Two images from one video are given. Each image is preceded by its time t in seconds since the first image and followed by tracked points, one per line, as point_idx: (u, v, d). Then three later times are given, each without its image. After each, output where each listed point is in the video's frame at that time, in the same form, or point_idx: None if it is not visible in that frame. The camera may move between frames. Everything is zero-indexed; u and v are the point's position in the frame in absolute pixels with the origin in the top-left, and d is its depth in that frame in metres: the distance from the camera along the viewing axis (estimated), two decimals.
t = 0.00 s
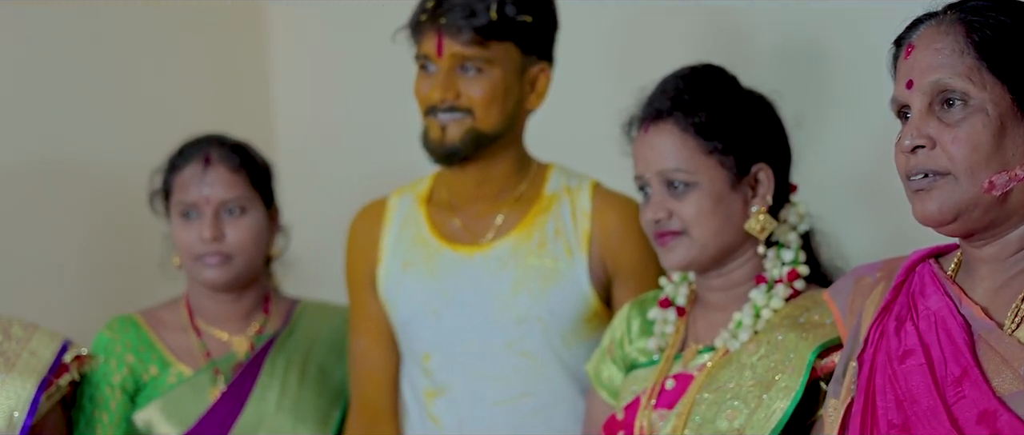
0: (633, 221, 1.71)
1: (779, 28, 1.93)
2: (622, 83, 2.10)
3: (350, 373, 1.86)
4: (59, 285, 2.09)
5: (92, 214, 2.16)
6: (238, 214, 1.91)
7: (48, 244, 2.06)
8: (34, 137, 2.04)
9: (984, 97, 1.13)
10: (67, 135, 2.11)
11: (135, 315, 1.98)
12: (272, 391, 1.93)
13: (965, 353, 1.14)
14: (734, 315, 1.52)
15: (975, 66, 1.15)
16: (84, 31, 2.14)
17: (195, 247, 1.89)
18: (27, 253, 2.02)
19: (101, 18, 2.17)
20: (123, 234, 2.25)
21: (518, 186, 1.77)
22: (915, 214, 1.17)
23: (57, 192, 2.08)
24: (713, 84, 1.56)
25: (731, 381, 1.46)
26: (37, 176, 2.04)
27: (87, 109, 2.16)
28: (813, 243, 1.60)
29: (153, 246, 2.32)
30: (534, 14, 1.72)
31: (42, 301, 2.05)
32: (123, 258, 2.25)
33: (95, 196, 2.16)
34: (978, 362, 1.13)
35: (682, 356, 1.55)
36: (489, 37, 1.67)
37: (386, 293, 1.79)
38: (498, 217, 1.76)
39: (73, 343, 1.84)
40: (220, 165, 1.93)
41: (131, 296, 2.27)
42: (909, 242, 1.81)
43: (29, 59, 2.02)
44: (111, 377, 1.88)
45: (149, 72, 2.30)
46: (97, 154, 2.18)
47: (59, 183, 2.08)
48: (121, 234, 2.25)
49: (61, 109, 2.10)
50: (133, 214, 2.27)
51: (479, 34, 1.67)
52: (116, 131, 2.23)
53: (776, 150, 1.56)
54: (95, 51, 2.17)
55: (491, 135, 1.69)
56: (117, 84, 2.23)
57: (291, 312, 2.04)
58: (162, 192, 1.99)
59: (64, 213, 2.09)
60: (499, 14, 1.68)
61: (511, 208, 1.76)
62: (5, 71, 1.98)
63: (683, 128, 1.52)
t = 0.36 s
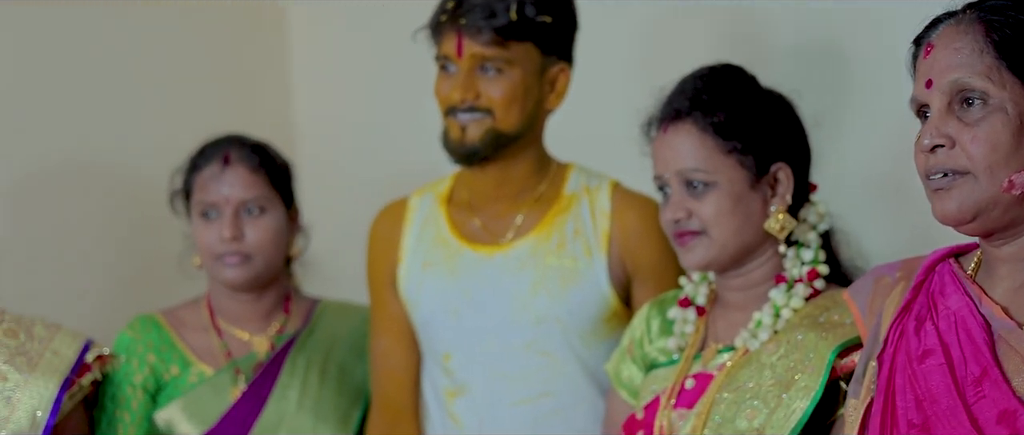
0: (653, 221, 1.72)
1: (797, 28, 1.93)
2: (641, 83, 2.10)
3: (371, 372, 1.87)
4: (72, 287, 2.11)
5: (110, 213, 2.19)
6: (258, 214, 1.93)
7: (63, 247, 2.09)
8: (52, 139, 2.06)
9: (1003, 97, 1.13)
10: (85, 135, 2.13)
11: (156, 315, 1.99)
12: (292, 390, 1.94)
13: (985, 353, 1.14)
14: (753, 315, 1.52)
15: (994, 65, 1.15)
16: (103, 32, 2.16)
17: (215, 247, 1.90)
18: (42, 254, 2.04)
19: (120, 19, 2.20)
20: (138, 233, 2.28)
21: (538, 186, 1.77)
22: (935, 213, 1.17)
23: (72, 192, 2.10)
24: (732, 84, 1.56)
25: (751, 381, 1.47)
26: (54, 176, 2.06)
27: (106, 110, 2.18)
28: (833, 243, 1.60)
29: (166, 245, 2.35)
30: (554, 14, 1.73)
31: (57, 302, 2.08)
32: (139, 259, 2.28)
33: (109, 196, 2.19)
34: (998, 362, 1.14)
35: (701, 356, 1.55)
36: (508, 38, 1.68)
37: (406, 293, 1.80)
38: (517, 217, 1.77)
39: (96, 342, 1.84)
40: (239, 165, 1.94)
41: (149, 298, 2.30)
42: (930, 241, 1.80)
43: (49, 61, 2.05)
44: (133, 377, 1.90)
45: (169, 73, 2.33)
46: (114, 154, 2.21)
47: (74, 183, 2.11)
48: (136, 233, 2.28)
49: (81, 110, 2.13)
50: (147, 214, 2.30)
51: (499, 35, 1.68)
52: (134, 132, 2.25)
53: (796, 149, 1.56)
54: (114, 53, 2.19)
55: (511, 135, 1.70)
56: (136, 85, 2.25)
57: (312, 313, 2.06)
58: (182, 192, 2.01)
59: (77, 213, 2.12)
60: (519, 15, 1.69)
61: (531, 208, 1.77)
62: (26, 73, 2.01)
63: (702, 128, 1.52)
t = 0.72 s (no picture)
0: (674, 221, 1.72)
1: (818, 30, 1.93)
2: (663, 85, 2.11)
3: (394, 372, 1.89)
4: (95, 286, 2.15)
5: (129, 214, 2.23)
6: (279, 216, 1.95)
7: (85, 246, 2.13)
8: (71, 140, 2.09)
9: None
10: (106, 137, 2.16)
11: (178, 316, 2.02)
12: (314, 389, 1.96)
13: (1007, 354, 1.14)
14: (775, 316, 1.52)
15: (1017, 66, 1.14)
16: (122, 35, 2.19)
17: (236, 248, 1.92)
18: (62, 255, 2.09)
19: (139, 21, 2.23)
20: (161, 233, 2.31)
21: (560, 186, 1.78)
22: (957, 214, 1.17)
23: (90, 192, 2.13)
24: (753, 84, 1.57)
25: (772, 382, 1.47)
26: (74, 177, 2.09)
27: (127, 111, 2.21)
28: (854, 244, 1.60)
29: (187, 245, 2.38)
30: (576, 16, 1.74)
31: (79, 301, 2.13)
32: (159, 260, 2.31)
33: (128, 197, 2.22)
34: (1021, 364, 1.13)
35: (723, 357, 1.56)
36: (531, 39, 1.69)
37: (429, 293, 1.81)
38: (539, 217, 1.77)
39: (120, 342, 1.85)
40: (260, 167, 1.96)
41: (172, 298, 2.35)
42: (954, 241, 1.79)
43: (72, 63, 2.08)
44: (156, 376, 1.92)
45: (189, 75, 2.35)
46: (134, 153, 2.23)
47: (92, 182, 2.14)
48: (160, 234, 2.31)
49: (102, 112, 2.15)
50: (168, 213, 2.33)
51: (521, 36, 1.68)
52: (156, 132, 2.28)
53: (817, 150, 1.56)
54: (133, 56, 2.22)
55: (534, 136, 1.71)
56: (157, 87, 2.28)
57: (333, 314, 2.08)
58: (205, 194, 2.03)
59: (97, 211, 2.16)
60: (541, 16, 1.69)
61: (552, 209, 1.77)
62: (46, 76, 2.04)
63: (723, 129, 1.53)
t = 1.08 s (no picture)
0: (697, 224, 1.73)
1: (838, 35, 1.94)
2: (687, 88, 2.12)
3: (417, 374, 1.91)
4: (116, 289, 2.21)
5: (150, 218, 2.27)
6: (300, 219, 1.97)
7: (107, 249, 2.19)
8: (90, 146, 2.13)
9: None
10: (125, 143, 2.21)
11: (201, 318, 2.04)
12: (336, 392, 1.98)
13: None
14: (796, 319, 1.53)
15: None
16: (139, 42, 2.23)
17: (258, 252, 1.94)
18: (82, 259, 2.15)
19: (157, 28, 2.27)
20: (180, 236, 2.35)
21: (583, 189, 1.79)
22: (981, 217, 1.18)
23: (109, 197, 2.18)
24: (775, 88, 1.57)
25: (794, 385, 1.47)
26: (90, 182, 2.14)
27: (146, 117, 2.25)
28: (877, 247, 1.60)
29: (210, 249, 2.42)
30: (599, 20, 1.75)
31: (100, 302, 2.18)
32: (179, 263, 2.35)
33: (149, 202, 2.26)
34: None
35: (744, 360, 1.56)
36: (554, 44, 1.70)
37: (452, 295, 1.83)
38: (563, 220, 1.79)
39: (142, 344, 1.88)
40: (282, 171, 1.99)
41: (196, 299, 2.40)
42: (977, 243, 1.79)
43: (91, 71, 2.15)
44: (179, 378, 1.95)
45: (208, 80, 2.39)
46: (153, 157, 2.27)
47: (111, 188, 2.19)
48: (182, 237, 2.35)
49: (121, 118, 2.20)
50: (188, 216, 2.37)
51: (545, 40, 1.70)
52: (165, 136, 2.29)
53: (840, 154, 1.57)
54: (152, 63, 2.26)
55: (557, 139, 1.72)
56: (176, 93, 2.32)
57: (355, 317, 2.10)
58: (227, 197, 2.05)
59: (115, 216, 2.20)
60: (564, 20, 1.71)
61: (575, 212, 1.79)
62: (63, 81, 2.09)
63: (745, 133, 1.53)
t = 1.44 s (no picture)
0: (718, 229, 1.75)
1: (855, 40, 1.95)
2: (709, 93, 2.14)
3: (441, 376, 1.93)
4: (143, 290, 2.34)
5: (179, 224, 2.40)
6: (323, 224, 2.00)
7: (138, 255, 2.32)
8: (102, 149, 2.25)
9: None
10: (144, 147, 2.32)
11: (228, 321, 2.07)
12: (359, 395, 2.02)
13: None
14: (817, 322, 1.54)
15: None
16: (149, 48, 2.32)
17: (282, 257, 1.97)
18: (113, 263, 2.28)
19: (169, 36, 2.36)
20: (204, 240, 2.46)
21: (605, 195, 1.82)
22: (1001, 221, 1.19)
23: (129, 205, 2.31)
24: (795, 93, 1.59)
25: (814, 388, 1.49)
26: (109, 187, 2.26)
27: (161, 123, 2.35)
28: (897, 251, 1.61)
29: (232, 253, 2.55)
30: (622, 27, 1.77)
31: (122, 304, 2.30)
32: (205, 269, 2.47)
33: (160, 206, 2.37)
34: None
35: (765, 363, 1.58)
36: (577, 50, 1.72)
37: (475, 299, 1.85)
38: (585, 225, 1.81)
39: (168, 347, 1.93)
40: (305, 176, 2.02)
41: (221, 304, 2.52)
42: (997, 247, 1.79)
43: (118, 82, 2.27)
44: (205, 381, 1.98)
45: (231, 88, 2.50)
46: (172, 165, 2.38)
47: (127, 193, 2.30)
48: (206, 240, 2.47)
49: (131, 122, 2.29)
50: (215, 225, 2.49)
51: (568, 47, 1.72)
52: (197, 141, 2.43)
53: (861, 159, 1.58)
54: (159, 69, 2.34)
55: (580, 146, 1.74)
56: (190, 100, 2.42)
57: (378, 321, 2.14)
58: (252, 202, 2.09)
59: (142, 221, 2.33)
60: (588, 27, 1.73)
61: (598, 217, 1.81)
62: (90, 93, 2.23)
63: (766, 138, 1.55)
